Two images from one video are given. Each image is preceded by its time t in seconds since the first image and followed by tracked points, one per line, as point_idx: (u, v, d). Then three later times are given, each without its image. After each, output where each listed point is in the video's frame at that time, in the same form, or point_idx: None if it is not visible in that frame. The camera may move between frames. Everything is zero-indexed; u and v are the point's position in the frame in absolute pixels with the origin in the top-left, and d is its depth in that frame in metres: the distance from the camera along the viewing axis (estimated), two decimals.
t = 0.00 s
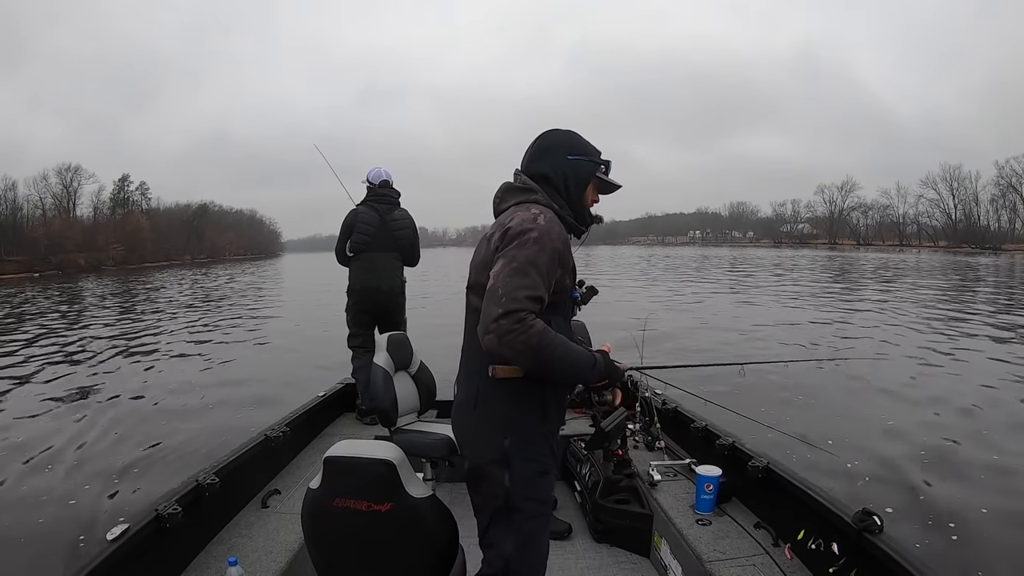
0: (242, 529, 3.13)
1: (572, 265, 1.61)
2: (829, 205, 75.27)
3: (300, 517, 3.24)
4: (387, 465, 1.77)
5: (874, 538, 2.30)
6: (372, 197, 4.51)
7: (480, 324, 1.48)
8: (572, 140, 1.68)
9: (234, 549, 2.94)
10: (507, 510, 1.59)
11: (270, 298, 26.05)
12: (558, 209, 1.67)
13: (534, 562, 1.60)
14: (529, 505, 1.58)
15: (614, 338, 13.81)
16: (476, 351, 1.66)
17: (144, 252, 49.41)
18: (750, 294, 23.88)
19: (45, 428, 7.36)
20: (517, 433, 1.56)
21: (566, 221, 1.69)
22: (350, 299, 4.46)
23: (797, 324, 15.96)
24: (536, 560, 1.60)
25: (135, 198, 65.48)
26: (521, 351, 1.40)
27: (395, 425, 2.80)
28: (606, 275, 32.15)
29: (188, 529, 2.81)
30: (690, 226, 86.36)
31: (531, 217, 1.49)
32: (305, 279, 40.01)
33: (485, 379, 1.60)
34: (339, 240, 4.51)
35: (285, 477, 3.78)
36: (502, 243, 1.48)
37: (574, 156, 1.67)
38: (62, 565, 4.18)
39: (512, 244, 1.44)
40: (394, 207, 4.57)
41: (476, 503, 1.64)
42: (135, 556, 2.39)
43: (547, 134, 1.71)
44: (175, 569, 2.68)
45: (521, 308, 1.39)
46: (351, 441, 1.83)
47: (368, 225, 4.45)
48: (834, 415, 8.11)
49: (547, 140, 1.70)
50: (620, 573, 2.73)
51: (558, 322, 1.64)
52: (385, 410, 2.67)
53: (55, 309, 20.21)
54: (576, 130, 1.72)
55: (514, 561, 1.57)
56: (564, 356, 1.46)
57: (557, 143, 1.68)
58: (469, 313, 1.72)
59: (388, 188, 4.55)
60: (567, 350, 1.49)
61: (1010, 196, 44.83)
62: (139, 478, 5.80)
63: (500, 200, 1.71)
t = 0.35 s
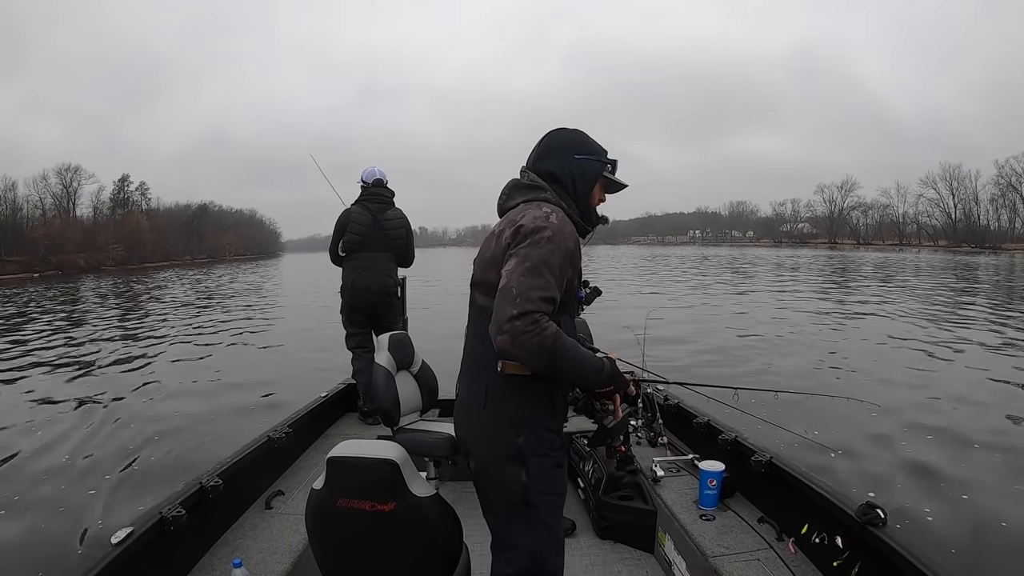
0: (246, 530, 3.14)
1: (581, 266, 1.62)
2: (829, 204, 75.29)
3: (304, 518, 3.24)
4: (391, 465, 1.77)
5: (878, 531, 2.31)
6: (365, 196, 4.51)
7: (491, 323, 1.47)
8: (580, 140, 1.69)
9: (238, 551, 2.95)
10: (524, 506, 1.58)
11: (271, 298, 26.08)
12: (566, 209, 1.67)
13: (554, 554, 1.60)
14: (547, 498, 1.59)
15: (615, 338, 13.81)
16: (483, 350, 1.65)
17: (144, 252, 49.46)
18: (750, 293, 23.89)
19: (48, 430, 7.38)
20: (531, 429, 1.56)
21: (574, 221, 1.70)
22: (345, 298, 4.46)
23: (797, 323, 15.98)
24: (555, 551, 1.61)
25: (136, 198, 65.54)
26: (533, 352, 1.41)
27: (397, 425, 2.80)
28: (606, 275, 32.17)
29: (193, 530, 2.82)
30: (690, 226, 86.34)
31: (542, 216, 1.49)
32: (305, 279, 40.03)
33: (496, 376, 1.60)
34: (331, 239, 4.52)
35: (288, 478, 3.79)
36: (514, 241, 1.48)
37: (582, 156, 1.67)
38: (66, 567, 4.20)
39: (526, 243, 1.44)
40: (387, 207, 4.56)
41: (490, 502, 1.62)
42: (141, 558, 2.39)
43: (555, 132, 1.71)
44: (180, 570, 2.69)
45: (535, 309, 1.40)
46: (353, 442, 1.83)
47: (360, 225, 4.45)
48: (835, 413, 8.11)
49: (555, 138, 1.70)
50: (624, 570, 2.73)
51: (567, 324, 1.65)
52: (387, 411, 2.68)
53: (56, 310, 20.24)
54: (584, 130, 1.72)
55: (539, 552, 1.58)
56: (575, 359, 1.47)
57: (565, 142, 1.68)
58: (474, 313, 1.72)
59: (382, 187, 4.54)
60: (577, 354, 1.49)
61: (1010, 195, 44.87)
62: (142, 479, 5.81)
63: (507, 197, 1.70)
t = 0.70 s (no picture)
0: (248, 530, 3.14)
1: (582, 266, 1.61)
2: (829, 207, 75.35)
3: (305, 518, 3.24)
4: (392, 464, 1.77)
5: (879, 527, 2.31)
6: (362, 196, 4.51)
7: (494, 341, 1.45)
8: (579, 128, 1.67)
9: (240, 551, 2.95)
10: (529, 517, 1.59)
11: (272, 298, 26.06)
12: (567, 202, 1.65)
13: (552, 562, 1.62)
14: (550, 511, 1.60)
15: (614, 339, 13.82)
16: (485, 360, 1.60)
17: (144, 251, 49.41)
18: (750, 295, 23.90)
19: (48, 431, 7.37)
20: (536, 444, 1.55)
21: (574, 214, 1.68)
22: (343, 299, 4.46)
23: (797, 325, 15.98)
24: (553, 560, 1.62)
25: (136, 198, 65.52)
26: (539, 372, 1.41)
27: (398, 424, 2.80)
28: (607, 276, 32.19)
29: (195, 531, 2.82)
30: (690, 228, 86.40)
31: (545, 220, 1.46)
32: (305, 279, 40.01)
33: (500, 390, 1.55)
34: (329, 239, 4.51)
35: (290, 478, 3.78)
36: (515, 251, 1.44)
37: (582, 146, 1.65)
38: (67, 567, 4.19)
39: (528, 254, 1.41)
40: (384, 207, 4.56)
41: (492, 514, 1.61)
42: (143, 559, 2.39)
43: (553, 121, 1.68)
44: (182, 571, 2.69)
45: (541, 326, 1.39)
46: (354, 441, 1.84)
47: (357, 225, 4.45)
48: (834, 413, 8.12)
49: (554, 128, 1.67)
50: (626, 568, 2.73)
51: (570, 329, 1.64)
52: (388, 410, 2.68)
53: (55, 309, 20.22)
54: (582, 117, 1.69)
55: (539, 559, 1.60)
56: (579, 373, 1.48)
57: (564, 132, 1.65)
58: (473, 318, 1.68)
59: (379, 187, 4.55)
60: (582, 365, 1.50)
61: (1010, 198, 44.94)
62: (143, 480, 5.80)
63: (504, 193, 1.67)
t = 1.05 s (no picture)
0: (245, 529, 3.14)
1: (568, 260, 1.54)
2: (829, 210, 75.45)
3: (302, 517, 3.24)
4: (389, 463, 1.78)
5: (877, 531, 2.31)
6: (360, 196, 4.53)
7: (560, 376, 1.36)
8: (523, 113, 1.53)
9: (237, 550, 2.94)
10: (548, 529, 1.55)
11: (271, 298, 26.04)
12: (532, 196, 1.56)
13: (561, 565, 1.61)
14: (567, 518, 1.58)
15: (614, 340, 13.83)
16: (488, 379, 1.52)
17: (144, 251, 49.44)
18: (750, 297, 23.92)
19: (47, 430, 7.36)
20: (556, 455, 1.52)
21: (543, 204, 1.59)
22: (341, 299, 4.45)
23: (796, 327, 16.00)
24: (562, 564, 1.60)
25: (135, 198, 65.47)
26: (618, 373, 1.41)
27: (396, 424, 2.80)
28: (606, 278, 32.21)
29: (191, 530, 2.81)
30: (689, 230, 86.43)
31: (519, 235, 1.37)
32: (305, 279, 39.99)
33: (517, 408, 1.48)
34: (327, 239, 4.53)
35: (287, 477, 3.78)
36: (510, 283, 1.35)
37: (531, 132, 1.52)
38: (64, 566, 4.18)
39: (534, 283, 1.32)
40: (382, 207, 4.58)
41: (507, 527, 1.56)
42: (139, 558, 2.39)
43: (494, 113, 1.55)
44: (179, 570, 2.68)
45: (593, 339, 1.36)
46: (352, 441, 1.84)
47: (354, 225, 4.45)
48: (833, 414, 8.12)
49: (496, 121, 1.54)
50: (623, 570, 2.73)
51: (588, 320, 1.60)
52: (387, 410, 2.67)
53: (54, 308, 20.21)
54: (521, 97, 1.56)
55: (551, 566, 1.58)
56: (645, 348, 1.51)
57: (507, 122, 1.53)
58: (467, 342, 1.58)
59: (376, 188, 4.57)
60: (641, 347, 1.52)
61: (1009, 201, 45.01)
62: (140, 478, 5.79)
63: (464, 207, 1.57)
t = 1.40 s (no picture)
0: (243, 529, 3.13)
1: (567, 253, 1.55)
2: (829, 210, 75.40)
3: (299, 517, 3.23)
4: (387, 464, 1.77)
5: (874, 535, 2.31)
6: (358, 197, 4.53)
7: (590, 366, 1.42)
8: (513, 115, 1.52)
9: (234, 550, 2.94)
10: (561, 530, 1.53)
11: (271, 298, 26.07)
12: (528, 197, 1.56)
13: (567, 564, 1.60)
14: (580, 518, 1.57)
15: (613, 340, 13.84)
16: (496, 383, 1.49)
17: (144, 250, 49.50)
18: (749, 297, 23.92)
19: (46, 429, 7.38)
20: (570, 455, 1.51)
21: (537, 203, 1.60)
22: (340, 300, 4.45)
23: (795, 327, 15.99)
24: (567, 563, 1.60)
25: (136, 198, 65.49)
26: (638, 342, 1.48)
27: (394, 425, 2.79)
28: (606, 278, 32.23)
29: (188, 529, 2.81)
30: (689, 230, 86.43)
31: (535, 239, 1.36)
32: (306, 279, 40.02)
33: (533, 412, 1.46)
34: (325, 240, 4.53)
35: (285, 477, 3.78)
36: (530, 286, 1.34)
37: (524, 134, 1.52)
38: (62, 565, 4.19)
39: (557, 283, 1.32)
40: (379, 208, 4.57)
41: (522, 532, 1.53)
42: (136, 557, 2.39)
43: (484, 115, 1.52)
44: (175, 570, 2.68)
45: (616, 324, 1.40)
46: (350, 440, 1.84)
47: (352, 226, 4.45)
48: (832, 415, 8.11)
49: (487, 122, 1.52)
50: (620, 572, 2.73)
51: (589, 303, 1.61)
52: (385, 411, 2.66)
53: (54, 308, 20.24)
54: (508, 98, 1.54)
55: (558, 565, 1.57)
56: (642, 306, 1.58)
57: (498, 124, 1.51)
58: (472, 348, 1.54)
59: (374, 188, 4.57)
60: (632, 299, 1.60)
61: (1010, 201, 44.97)
62: (139, 477, 5.80)
63: (462, 211, 1.52)
